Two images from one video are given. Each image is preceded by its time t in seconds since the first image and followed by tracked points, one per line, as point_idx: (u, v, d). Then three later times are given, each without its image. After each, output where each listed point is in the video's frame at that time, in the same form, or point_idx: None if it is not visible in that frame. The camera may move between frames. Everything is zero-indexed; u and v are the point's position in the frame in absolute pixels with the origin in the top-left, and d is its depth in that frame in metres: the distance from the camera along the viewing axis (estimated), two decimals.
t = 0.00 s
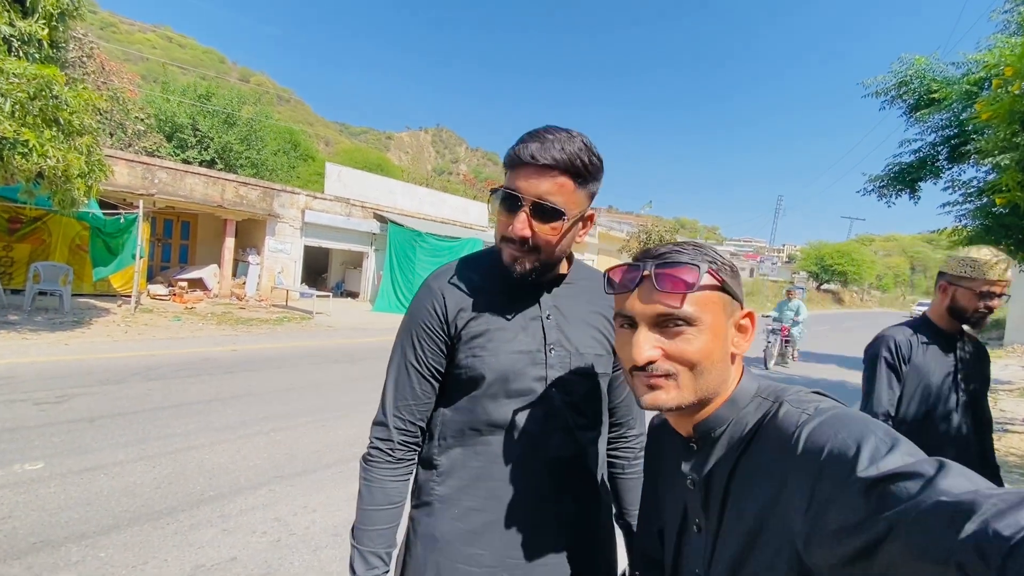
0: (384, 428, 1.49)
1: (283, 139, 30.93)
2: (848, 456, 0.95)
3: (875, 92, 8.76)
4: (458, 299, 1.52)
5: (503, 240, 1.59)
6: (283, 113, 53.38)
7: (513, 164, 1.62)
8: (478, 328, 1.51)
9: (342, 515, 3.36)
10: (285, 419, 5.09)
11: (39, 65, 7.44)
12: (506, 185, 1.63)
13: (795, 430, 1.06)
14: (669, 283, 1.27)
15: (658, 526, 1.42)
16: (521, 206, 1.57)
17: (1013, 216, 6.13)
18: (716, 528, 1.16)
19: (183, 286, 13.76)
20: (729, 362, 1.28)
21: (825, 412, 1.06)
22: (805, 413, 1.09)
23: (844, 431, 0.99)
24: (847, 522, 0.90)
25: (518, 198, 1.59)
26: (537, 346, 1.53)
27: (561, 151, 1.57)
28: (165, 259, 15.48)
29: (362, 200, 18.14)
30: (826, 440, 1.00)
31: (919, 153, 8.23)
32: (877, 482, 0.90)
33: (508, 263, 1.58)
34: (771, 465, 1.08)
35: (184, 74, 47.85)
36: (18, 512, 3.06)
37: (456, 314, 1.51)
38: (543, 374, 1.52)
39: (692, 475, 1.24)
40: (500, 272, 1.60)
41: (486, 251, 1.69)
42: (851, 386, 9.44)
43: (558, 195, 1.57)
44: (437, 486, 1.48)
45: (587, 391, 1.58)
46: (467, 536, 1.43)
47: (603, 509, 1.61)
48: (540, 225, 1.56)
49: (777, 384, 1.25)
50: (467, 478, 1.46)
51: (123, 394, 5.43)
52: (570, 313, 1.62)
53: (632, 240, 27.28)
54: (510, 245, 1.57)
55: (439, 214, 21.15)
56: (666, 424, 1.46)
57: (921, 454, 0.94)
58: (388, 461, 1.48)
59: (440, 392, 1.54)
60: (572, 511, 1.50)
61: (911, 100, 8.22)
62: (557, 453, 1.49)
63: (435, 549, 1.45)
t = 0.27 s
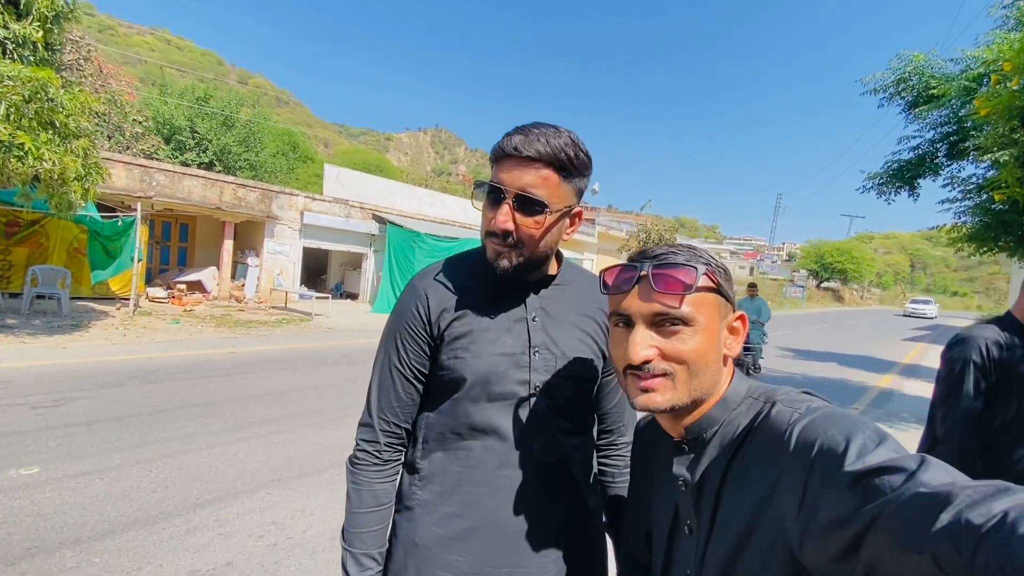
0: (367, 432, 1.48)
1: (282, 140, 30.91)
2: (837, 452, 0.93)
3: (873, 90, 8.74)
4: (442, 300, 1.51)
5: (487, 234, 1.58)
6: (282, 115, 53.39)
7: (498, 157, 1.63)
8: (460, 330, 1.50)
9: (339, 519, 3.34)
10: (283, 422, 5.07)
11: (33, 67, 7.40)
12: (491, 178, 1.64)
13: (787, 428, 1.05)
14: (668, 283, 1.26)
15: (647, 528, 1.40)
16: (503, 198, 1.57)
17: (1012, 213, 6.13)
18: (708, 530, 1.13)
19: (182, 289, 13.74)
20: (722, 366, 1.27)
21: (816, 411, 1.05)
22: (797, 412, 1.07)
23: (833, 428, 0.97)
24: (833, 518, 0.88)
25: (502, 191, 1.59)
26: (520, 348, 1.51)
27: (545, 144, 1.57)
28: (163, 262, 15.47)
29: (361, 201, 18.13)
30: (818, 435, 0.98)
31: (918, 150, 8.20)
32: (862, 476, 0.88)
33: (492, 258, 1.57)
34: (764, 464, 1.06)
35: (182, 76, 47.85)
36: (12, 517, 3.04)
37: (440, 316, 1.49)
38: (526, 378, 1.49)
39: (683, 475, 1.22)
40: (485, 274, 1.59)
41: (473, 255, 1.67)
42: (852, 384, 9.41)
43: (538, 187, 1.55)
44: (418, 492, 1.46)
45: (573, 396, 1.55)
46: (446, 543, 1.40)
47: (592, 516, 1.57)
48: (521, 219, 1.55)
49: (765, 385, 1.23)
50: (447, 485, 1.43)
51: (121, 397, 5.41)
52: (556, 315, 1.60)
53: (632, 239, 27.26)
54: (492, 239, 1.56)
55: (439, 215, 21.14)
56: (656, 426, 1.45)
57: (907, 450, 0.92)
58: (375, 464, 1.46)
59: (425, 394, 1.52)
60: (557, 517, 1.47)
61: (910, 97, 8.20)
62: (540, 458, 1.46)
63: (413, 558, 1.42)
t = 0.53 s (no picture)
0: (356, 441, 1.48)
1: (280, 141, 30.89)
2: (847, 466, 0.92)
3: (873, 87, 8.72)
4: (431, 306, 1.49)
5: (493, 243, 1.54)
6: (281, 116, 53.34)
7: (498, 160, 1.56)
8: (451, 337, 1.48)
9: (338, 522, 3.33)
10: (282, 425, 5.05)
11: (32, 70, 7.40)
12: (493, 183, 1.57)
13: (793, 440, 1.03)
14: (654, 286, 1.25)
15: (652, 538, 1.39)
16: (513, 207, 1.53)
17: (1014, 210, 6.12)
18: (712, 543, 1.12)
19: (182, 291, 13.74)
20: (718, 371, 1.24)
21: (823, 422, 1.03)
22: (802, 423, 1.05)
23: (842, 441, 0.96)
24: (845, 534, 0.87)
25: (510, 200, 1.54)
26: (513, 355, 1.50)
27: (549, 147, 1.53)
28: (163, 264, 15.45)
29: (360, 201, 18.11)
30: (825, 448, 0.96)
31: (919, 147, 8.18)
32: (874, 491, 0.87)
33: (499, 267, 1.53)
34: (769, 476, 1.05)
35: (181, 77, 47.81)
36: (11, 523, 3.03)
37: (429, 322, 1.48)
38: (519, 386, 1.48)
39: (686, 484, 1.21)
40: (478, 277, 1.58)
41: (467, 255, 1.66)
42: (853, 382, 9.38)
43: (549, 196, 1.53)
44: (408, 502, 1.45)
45: (568, 403, 1.53)
46: (437, 555, 1.38)
47: (589, 524, 1.56)
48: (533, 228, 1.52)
49: (772, 394, 1.22)
50: (438, 495, 1.41)
51: (120, 401, 5.40)
52: (553, 321, 1.58)
53: (632, 237, 27.25)
54: (499, 248, 1.52)
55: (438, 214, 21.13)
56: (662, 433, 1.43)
57: (918, 460, 0.91)
58: (362, 473, 1.46)
59: (416, 402, 1.51)
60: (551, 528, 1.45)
61: (910, 94, 8.18)
62: (534, 468, 1.44)
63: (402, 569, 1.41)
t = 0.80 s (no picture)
0: (349, 449, 1.47)
1: (280, 142, 30.90)
2: (850, 470, 0.93)
3: (872, 83, 8.72)
4: (423, 309, 1.47)
5: (528, 260, 1.49)
6: (280, 117, 53.33)
7: (524, 176, 1.48)
8: (443, 338, 1.47)
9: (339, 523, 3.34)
10: (283, 426, 5.06)
11: (31, 73, 7.42)
12: (520, 201, 1.48)
13: (795, 443, 1.04)
14: (642, 289, 1.29)
15: (657, 537, 1.40)
16: (553, 226, 1.49)
17: (1013, 206, 6.12)
18: (715, 544, 1.13)
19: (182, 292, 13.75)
20: (712, 373, 1.24)
21: (825, 424, 1.03)
22: (804, 425, 1.06)
23: (844, 444, 0.96)
24: (849, 538, 0.88)
25: (548, 219, 1.48)
26: (508, 355, 1.50)
27: (571, 159, 1.52)
28: (163, 265, 15.46)
29: (360, 201, 18.12)
30: (827, 452, 0.97)
31: (918, 144, 8.18)
32: (878, 495, 0.88)
33: (535, 278, 1.53)
34: (769, 477, 1.05)
35: (180, 78, 47.89)
36: (13, 526, 3.04)
37: (422, 325, 1.46)
38: (514, 386, 1.49)
39: (689, 485, 1.22)
40: (482, 278, 1.59)
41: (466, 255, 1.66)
42: (854, 379, 9.39)
43: (576, 211, 1.55)
44: (405, 506, 1.45)
45: (561, 401, 1.55)
46: (435, 558, 1.39)
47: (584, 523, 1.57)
48: (564, 241, 1.53)
49: (775, 395, 1.22)
50: (436, 498, 1.41)
51: (121, 402, 5.41)
52: (546, 321, 1.59)
53: (632, 236, 27.25)
54: (536, 264, 1.50)
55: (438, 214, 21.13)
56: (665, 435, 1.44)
57: (920, 463, 0.92)
58: (356, 480, 1.46)
59: (409, 406, 1.50)
60: (547, 527, 1.47)
61: (909, 90, 8.19)
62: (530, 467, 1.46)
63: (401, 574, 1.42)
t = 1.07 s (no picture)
0: (352, 448, 1.48)
1: (279, 142, 30.89)
2: (843, 465, 0.94)
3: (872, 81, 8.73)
4: (422, 308, 1.48)
5: (523, 260, 1.50)
6: (280, 117, 53.32)
7: (519, 178, 1.49)
8: (444, 335, 1.48)
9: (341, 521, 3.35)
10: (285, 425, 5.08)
11: (30, 75, 7.43)
12: (514, 202, 1.49)
13: (790, 437, 1.05)
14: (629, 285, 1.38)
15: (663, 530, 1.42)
16: (547, 228, 1.50)
17: (1013, 203, 6.13)
18: (715, 536, 1.15)
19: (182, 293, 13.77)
20: (689, 364, 1.27)
21: (821, 419, 1.05)
22: (800, 420, 1.07)
23: (838, 438, 0.97)
24: (841, 531, 0.89)
25: (542, 220, 1.49)
26: (509, 352, 1.51)
27: (565, 160, 1.52)
28: (164, 266, 15.48)
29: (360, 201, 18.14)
30: (820, 446, 0.98)
31: (917, 141, 8.19)
32: (871, 490, 0.89)
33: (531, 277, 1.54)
34: (766, 471, 1.07)
35: (179, 79, 47.90)
36: (16, 526, 3.06)
37: (422, 323, 1.47)
38: (516, 382, 1.50)
39: (690, 477, 1.24)
40: (482, 275, 1.60)
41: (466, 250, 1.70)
42: (854, 376, 9.39)
43: (571, 211, 1.56)
44: (409, 504, 1.46)
45: (562, 396, 1.57)
46: (441, 554, 1.40)
47: (584, 516, 1.60)
48: (558, 241, 1.54)
49: (774, 390, 1.23)
50: (440, 494, 1.43)
51: (123, 403, 5.43)
52: (546, 317, 1.61)
53: (632, 234, 27.25)
54: (531, 263, 1.51)
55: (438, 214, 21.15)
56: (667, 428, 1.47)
57: (915, 457, 0.94)
58: (360, 481, 1.47)
59: (410, 404, 1.51)
60: (550, 520, 1.49)
61: (908, 87, 8.20)
62: (532, 462, 1.47)
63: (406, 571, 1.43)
